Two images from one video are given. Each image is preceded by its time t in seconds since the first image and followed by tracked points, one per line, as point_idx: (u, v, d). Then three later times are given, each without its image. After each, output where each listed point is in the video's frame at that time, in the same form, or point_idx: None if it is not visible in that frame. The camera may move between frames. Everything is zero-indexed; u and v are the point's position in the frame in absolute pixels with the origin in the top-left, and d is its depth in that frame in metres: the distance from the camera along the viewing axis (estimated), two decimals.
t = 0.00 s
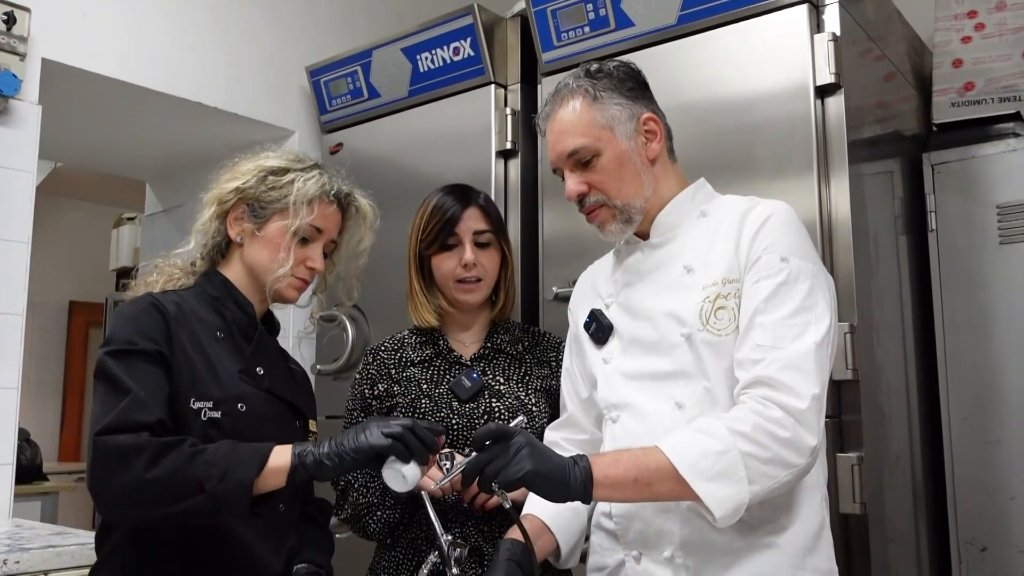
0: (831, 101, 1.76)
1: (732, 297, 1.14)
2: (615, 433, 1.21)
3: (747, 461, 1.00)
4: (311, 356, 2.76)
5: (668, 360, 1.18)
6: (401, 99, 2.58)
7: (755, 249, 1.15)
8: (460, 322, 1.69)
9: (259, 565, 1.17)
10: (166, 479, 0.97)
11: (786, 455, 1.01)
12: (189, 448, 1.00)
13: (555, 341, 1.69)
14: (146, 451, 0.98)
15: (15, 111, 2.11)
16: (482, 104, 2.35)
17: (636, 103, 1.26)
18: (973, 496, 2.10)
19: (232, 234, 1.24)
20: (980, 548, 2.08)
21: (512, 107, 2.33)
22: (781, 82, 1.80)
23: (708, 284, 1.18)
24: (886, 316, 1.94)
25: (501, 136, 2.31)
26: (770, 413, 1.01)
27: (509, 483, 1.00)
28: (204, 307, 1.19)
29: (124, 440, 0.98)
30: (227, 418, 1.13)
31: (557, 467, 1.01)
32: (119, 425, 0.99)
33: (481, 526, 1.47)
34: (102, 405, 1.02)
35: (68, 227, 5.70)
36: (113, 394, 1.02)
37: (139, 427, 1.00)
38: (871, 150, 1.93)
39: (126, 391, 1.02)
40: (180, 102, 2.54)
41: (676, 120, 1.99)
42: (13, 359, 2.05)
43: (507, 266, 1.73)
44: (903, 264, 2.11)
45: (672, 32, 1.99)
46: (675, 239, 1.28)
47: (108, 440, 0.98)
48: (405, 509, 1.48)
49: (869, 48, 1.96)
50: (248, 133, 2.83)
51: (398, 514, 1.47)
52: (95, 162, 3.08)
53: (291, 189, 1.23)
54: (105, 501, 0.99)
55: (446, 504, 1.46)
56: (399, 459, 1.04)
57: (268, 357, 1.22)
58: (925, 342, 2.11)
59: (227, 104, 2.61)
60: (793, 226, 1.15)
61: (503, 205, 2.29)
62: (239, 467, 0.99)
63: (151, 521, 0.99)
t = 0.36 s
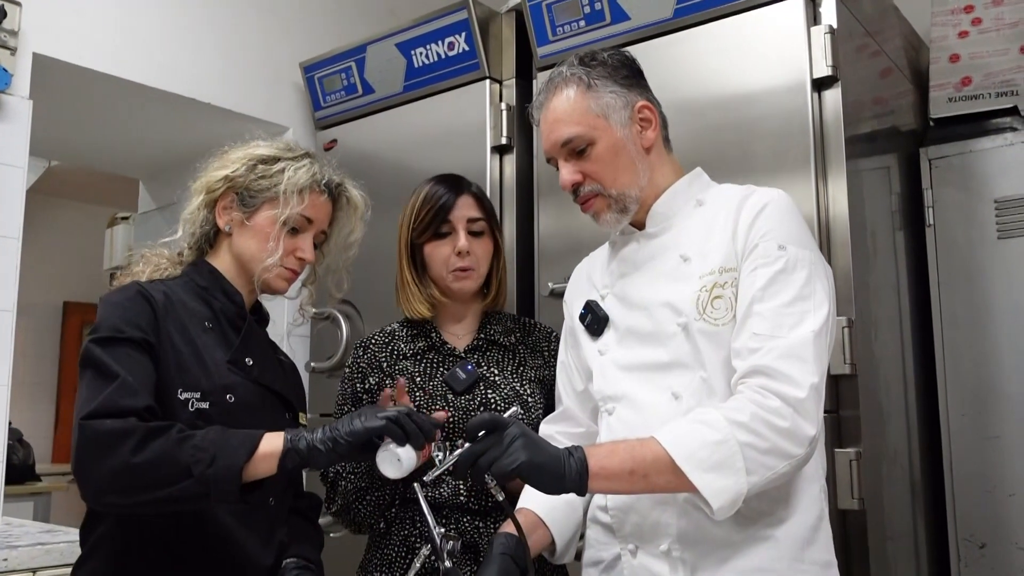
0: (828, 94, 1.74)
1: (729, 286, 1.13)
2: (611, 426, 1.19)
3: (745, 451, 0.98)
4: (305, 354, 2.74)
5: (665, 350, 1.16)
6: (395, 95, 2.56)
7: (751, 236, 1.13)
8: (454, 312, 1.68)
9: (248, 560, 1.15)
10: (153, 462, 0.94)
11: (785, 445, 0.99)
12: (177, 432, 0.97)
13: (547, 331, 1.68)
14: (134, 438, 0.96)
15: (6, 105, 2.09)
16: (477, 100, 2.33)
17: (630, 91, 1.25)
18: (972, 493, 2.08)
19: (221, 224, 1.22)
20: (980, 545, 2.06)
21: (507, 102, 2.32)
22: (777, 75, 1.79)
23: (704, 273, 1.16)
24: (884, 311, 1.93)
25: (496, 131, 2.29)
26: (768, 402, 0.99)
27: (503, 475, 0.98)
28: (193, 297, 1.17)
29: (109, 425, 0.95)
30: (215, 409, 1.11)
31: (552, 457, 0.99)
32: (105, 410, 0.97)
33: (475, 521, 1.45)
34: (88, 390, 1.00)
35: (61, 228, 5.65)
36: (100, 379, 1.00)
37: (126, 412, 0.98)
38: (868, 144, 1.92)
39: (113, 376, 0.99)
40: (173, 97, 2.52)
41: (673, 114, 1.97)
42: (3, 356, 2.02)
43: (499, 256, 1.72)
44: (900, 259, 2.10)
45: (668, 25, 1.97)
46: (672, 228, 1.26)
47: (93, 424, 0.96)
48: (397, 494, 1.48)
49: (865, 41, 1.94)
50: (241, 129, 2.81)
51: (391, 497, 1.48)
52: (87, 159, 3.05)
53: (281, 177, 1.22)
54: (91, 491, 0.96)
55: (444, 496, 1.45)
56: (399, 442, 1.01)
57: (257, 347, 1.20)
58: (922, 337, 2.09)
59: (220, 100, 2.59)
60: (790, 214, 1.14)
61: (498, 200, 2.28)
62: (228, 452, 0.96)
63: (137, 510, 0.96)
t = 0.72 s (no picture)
0: (828, 89, 1.72)
1: (728, 277, 1.10)
2: (606, 420, 1.16)
3: (744, 444, 0.96)
4: (300, 354, 2.71)
5: (662, 342, 1.13)
6: (392, 93, 2.54)
7: (751, 227, 1.10)
8: (438, 310, 1.66)
9: (235, 557, 1.13)
10: (134, 450, 0.92)
11: (786, 438, 0.97)
12: (159, 419, 0.95)
13: (536, 325, 1.65)
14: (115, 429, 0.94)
15: None
16: (474, 96, 2.31)
17: (627, 79, 1.22)
18: (973, 494, 2.05)
19: (207, 214, 1.20)
20: (982, 546, 2.03)
21: (504, 99, 2.29)
22: (777, 70, 1.76)
23: (703, 264, 1.13)
24: (885, 309, 1.90)
25: (493, 128, 2.27)
26: (768, 394, 0.96)
27: (495, 468, 0.96)
28: (179, 289, 1.15)
29: (90, 413, 0.93)
30: (200, 401, 1.09)
31: (546, 450, 0.96)
32: (85, 398, 0.94)
33: (465, 520, 1.42)
34: (69, 380, 0.97)
35: (57, 230, 5.59)
36: (81, 367, 0.98)
37: (107, 400, 0.95)
38: (868, 140, 1.89)
39: (94, 364, 0.97)
40: (168, 95, 2.50)
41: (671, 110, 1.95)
42: None
43: (483, 250, 1.70)
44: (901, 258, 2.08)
45: (667, 20, 1.95)
46: (670, 219, 1.24)
47: (73, 412, 0.93)
48: (384, 497, 1.45)
49: (865, 37, 1.92)
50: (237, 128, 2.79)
51: (378, 502, 1.45)
52: (82, 159, 3.02)
53: (269, 167, 1.20)
54: (70, 483, 0.94)
55: (435, 494, 1.42)
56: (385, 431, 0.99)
57: (243, 339, 1.19)
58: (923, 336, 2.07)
59: (215, 97, 2.57)
60: (790, 204, 1.11)
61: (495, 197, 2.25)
62: (211, 440, 0.94)
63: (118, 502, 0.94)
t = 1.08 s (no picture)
0: (830, 82, 1.69)
1: (729, 265, 1.07)
2: (604, 412, 1.13)
3: (745, 435, 0.93)
4: (297, 354, 2.68)
5: (662, 332, 1.10)
6: (389, 90, 2.51)
7: (753, 213, 1.08)
8: (430, 302, 1.64)
9: (223, 552, 1.10)
10: (115, 437, 0.90)
11: (789, 428, 0.93)
12: (141, 405, 0.92)
13: (531, 318, 1.62)
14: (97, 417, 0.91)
15: None
16: (471, 92, 2.28)
17: (625, 64, 1.20)
18: (979, 493, 2.02)
19: (196, 202, 1.18)
20: (988, 547, 2.00)
21: (502, 96, 2.27)
22: (778, 62, 1.73)
23: (703, 252, 1.11)
24: (889, 305, 1.88)
25: (491, 124, 2.24)
26: (771, 384, 0.93)
27: (488, 460, 0.93)
28: (166, 279, 1.12)
29: (70, 401, 0.90)
30: (187, 392, 1.07)
31: (541, 442, 0.93)
32: (66, 386, 0.92)
33: (458, 517, 1.39)
34: (51, 368, 0.95)
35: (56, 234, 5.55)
36: (62, 355, 0.95)
37: (87, 387, 0.92)
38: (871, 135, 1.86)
39: (76, 351, 0.94)
40: (163, 93, 2.47)
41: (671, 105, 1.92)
42: None
43: (477, 243, 1.68)
44: (905, 255, 2.05)
45: (668, 13, 1.92)
46: (669, 207, 1.21)
47: (52, 400, 0.91)
48: (371, 493, 1.43)
49: (867, 31, 1.89)
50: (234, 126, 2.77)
51: (364, 498, 1.42)
52: (78, 159, 2.99)
53: (258, 154, 1.17)
54: (51, 474, 0.91)
55: (425, 488, 1.39)
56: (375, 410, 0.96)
57: (233, 329, 1.16)
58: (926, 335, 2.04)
59: (211, 95, 2.54)
60: (793, 189, 1.09)
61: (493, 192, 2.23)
62: (194, 425, 0.91)
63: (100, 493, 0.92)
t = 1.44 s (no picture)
0: (834, 74, 1.65)
1: (730, 254, 1.04)
2: (603, 406, 1.10)
3: (748, 427, 0.90)
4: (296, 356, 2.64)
5: (661, 323, 1.07)
6: (387, 88, 2.48)
7: (755, 200, 1.04)
8: (426, 296, 1.61)
9: (212, 550, 1.07)
10: (96, 428, 0.87)
11: (793, 421, 0.90)
12: (123, 394, 0.89)
13: (528, 313, 1.60)
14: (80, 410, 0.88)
15: None
16: (470, 89, 2.25)
17: (623, 49, 1.17)
18: (987, 493, 1.98)
19: (185, 192, 1.15)
20: (997, 548, 1.96)
21: (501, 92, 2.24)
22: (781, 55, 1.69)
23: (703, 241, 1.08)
24: (895, 302, 1.84)
25: (490, 121, 2.21)
26: (774, 374, 0.90)
27: (482, 454, 0.90)
28: (154, 271, 1.09)
29: (49, 393, 0.87)
30: (174, 386, 1.04)
31: (537, 435, 0.90)
32: (47, 377, 0.89)
33: (452, 516, 1.36)
34: (32, 360, 0.92)
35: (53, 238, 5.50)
36: (43, 346, 0.92)
37: (68, 378, 0.89)
38: (875, 130, 1.83)
39: (57, 342, 0.91)
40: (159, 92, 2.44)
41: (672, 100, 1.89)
42: None
43: (475, 236, 1.65)
44: (910, 252, 2.01)
45: (671, 7, 1.90)
46: (668, 197, 1.18)
47: (32, 391, 0.88)
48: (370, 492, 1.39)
49: (871, 25, 1.86)
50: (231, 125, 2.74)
51: (364, 498, 1.38)
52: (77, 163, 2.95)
53: (248, 142, 1.15)
54: (32, 468, 0.88)
55: (417, 486, 1.36)
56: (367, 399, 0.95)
57: (223, 323, 1.13)
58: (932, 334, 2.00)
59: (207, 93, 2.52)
60: (796, 176, 1.05)
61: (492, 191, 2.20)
62: (178, 418, 0.88)
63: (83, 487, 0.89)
